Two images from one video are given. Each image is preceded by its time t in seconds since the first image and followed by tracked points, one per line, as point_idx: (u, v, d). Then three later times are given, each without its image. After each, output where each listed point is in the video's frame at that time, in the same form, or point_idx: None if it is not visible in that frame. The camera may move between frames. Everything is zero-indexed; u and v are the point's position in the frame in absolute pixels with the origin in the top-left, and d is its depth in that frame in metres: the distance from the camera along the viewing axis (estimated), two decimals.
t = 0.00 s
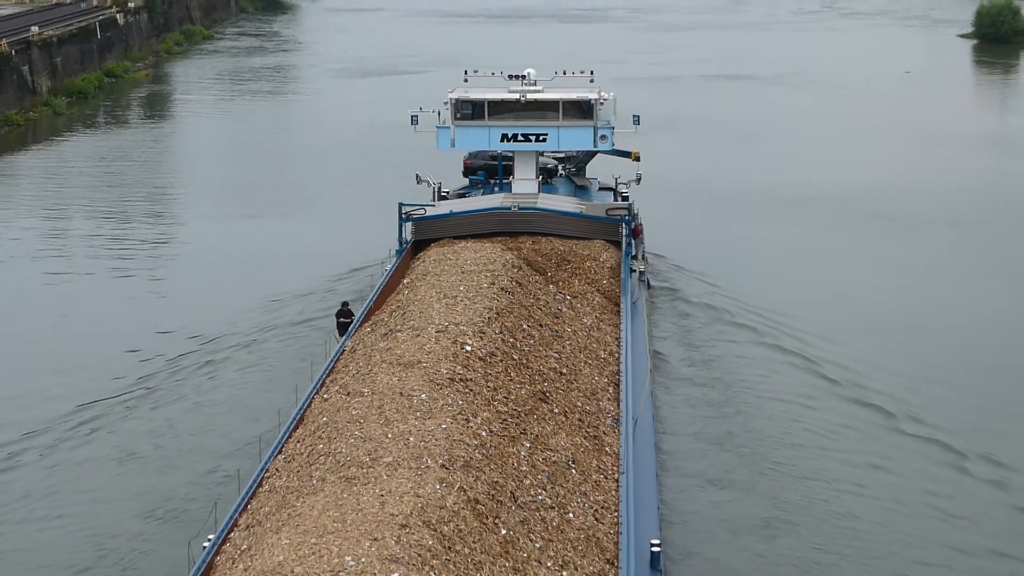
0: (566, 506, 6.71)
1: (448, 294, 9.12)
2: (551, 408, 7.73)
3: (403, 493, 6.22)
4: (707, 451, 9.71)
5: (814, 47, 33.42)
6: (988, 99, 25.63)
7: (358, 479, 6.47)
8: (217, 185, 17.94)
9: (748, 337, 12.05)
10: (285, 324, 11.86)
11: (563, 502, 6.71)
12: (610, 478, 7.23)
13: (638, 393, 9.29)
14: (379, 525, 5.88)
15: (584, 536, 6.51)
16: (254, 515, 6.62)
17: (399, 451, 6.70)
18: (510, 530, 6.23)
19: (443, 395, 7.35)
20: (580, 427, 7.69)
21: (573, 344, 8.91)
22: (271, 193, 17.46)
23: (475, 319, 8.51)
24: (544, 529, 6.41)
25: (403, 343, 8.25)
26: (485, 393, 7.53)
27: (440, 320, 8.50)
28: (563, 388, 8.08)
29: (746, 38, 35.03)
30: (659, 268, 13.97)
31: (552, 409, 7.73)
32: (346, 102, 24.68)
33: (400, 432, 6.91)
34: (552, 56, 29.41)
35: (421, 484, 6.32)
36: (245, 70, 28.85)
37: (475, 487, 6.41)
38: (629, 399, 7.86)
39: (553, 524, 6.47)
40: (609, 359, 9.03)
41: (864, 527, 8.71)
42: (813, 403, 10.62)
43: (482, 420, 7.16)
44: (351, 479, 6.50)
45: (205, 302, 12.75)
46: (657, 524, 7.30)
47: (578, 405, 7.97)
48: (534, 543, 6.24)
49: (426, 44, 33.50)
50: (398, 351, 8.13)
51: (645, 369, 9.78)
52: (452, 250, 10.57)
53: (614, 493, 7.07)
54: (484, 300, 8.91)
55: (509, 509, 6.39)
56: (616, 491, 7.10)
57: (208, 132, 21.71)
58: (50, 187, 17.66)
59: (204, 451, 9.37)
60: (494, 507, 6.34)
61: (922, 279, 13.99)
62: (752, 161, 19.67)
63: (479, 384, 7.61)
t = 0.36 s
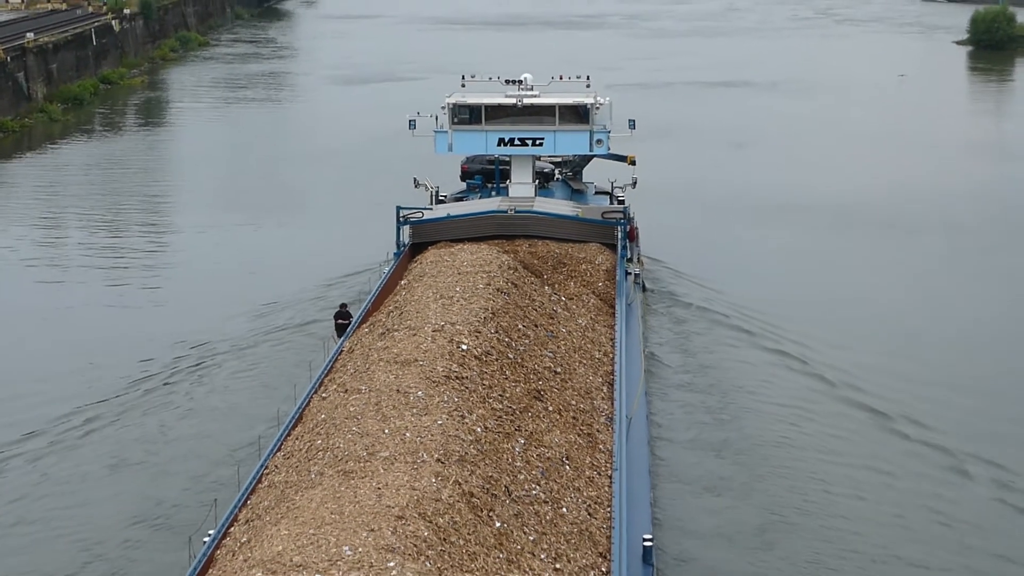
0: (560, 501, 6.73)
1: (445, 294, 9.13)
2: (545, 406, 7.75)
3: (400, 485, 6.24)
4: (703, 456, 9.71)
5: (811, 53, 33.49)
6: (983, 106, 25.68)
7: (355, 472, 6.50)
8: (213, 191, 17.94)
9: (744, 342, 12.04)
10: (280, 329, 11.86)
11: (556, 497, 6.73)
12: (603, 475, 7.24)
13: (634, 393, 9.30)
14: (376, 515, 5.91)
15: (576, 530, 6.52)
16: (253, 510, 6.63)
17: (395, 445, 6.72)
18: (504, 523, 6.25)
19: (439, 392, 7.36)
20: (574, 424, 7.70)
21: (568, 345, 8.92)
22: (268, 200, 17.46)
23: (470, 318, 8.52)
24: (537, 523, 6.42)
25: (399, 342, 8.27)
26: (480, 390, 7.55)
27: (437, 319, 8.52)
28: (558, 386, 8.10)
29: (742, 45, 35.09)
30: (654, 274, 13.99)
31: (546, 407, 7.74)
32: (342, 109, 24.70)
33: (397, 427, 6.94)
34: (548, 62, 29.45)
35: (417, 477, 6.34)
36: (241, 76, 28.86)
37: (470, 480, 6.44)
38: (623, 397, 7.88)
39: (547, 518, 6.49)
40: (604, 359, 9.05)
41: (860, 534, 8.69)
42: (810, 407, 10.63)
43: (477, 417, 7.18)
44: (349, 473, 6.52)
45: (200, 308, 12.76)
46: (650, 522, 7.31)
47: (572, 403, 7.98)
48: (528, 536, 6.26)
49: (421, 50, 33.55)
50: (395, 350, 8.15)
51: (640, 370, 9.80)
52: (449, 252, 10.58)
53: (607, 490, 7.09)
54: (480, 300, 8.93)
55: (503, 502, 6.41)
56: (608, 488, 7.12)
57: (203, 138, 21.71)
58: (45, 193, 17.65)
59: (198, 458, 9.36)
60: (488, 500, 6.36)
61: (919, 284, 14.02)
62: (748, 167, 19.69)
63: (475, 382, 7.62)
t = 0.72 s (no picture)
0: (559, 505, 6.98)
1: (447, 303, 9.26)
2: (545, 413, 7.95)
3: (402, 488, 6.47)
4: (705, 470, 9.71)
5: (810, 68, 33.54)
6: (983, 120, 25.73)
7: (359, 476, 6.72)
8: (213, 207, 17.97)
9: (745, 356, 12.03)
10: (280, 344, 11.86)
11: (556, 501, 6.98)
12: (602, 480, 7.48)
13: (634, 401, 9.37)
14: (380, 516, 6.15)
15: (576, 533, 6.79)
16: (259, 513, 6.83)
17: (398, 450, 6.94)
18: (504, 525, 6.51)
19: (441, 399, 7.55)
20: (573, 431, 7.92)
21: (568, 354, 9.07)
22: (268, 216, 17.47)
23: (472, 327, 8.68)
24: (537, 525, 6.69)
25: (402, 350, 8.43)
26: (481, 397, 7.74)
27: (438, 327, 8.68)
28: (558, 394, 8.29)
29: (742, 60, 35.15)
30: (655, 288, 13.99)
31: (546, 414, 7.94)
32: (343, 124, 24.73)
33: (399, 432, 7.15)
34: (549, 78, 29.50)
35: (419, 480, 6.56)
36: (241, 92, 28.90)
37: (471, 483, 6.67)
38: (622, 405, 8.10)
39: (546, 521, 6.76)
40: (603, 368, 9.19)
41: (863, 549, 8.68)
42: (812, 420, 10.64)
43: (478, 423, 7.37)
44: (352, 476, 6.75)
45: (200, 323, 12.77)
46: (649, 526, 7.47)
47: (572, 411, 8.17)
48: (528, 538, 6.52)
49: (421, 66, 33.59)
50: (398, 357, 8.31)
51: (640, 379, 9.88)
52: (451, 263, 10.65)
53: (606, 495, 7.34)
54: (481, 308, 9.08)
55: (504, 505, 6.67)
56: (608, 493, 7.37)
57: (204, 155, 21.74)
58: (45, 210, 17.67)
59: (199, 474, 9.34)
60: (488, 503, 6.61)
61: (919, 297, 14.04)
62: (749, 182, 19.72)
63: (476, 388, 7.82)
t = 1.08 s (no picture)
0: (558, 500, 7.01)
1: (448, 304, 9.31)
2: (544, 411, 7.98)
3: (402, 482, 6.56)
4: (704, 476, 9.69)
5: (810, 75, 33.57)
6: (983, 127, 25.73)
7: (360, 471, 6.82)
8: (213, 215, 17.97)
9: (745, 363, 12.01)
10: (279, 351, 11.85)
11: (554, 497, 7.02)
12: (600, 477, 7.51)
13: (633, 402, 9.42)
14: (380, 510, 6.25)
15: (574, 527, 6.81)
16: (263, 510, 6.95)
17: (399, 446, 7.02)
18: (502, 518, 6.57)
19: (441, 396, 7.63)
20: (573, 428, 7.95)
21: (568, 354, 9.11)
22: (268, 223, 17.47)
23: (472, 327, 8.74)
24: (536, 520, 6.73)
25: (403, 350, 8.51)
26: (481, 395, 7.80)
27: (439, 327, 8.74)
28: (557, 393, 8.32)
29: (742, 67, 35.18)
30: (655, 294, 13.97)
31: (545, 412, 7.98)
32: (343, 132, 24.74)
33: (400, 429, 7.23)
34: (549, 85, 29.52)
35: (419, 475, 6.65)
36: (241, 100, 28.91)
37: (470, 478, 6.75)
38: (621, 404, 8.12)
39: (545, 515, 6.80)
40: (603, 368, 9.23)
41: (864, 555, 8.65)
42: (812, 426, 10.62)
43: (477, 420, 7.45)
44: (354, 471, 6.84)
45: (199, 331, 12.75)
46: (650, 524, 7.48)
47: (571, 409, 8.20)
48: (527, 532, 6.57)
49: (421, 74, 33.60)
50: (399, 357, 8.39)
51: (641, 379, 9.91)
52: (452, 266, 10.71)
53: (604, 491, 7.36)
54: (481, 309, 9.12)
55: (502, 500, 6.73)
56: (606, 489, 7.39)
57: (203, 162, 21.74)
58: (46, 217, 17.68)
59: (197, 481, 9.32)
60: (487, 497, 6.68)
61: (920, 304, 14.04)
62: (749, 189, 19.72)
63: (476, 386, 7.89)
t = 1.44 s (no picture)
0: (555, 493, 7.19)
1: (448, 301, 9.45)
2: (542, 407, 8.14)
3: (403, 474, 6.73)
4: (705, 477, 9.70)
5: (809, 78, 33.60)
6: (982, 129, 25.74)
7: (362, 463, 6.99)
8: (213, 218, 17.99)
9: (745, 365, 12.02)
10: (280, 354, 11.86)
11: (552, 489, 7.20)
12: (598, 471, 7.68)
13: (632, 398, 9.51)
14: (381, 500, 6.42)
15: (571, 519, 7.00)
16: (266, 502, 7.12)
17: (399, 439, 7.19)
18: (501, 509, 6.76)
19: (441, 391, 7.79)
20: (571, 424, 8.11)
21: (567, 351, 9.23)
22: (269, 226, 17.50)
23: (472, 323, 8.89)
24: (534, 511, 6.90)
25: (404, 347, 8.66)
26: (480, 390, 7.97)
27: (440, 324, 8.88)
28: (556, 389, 8.47)
29: (741, 70, 35.22)
30: (654, 296, 13.99)
31: (543, 407, 8.14)
32: (342, 135, 24.78)
33: (401, 423, 7.40)
34: (548, 88, 29.54)
35: (419, 467, 6.82)
36: (240, 103, 28.94)
37: (470, 470, 6.93)
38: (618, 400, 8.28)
39: (543, 507, 6.97)
40: (601, 365, 9.35)
41: (865, 557, 8.66)
42: (812, 427, 10.64)
43: (477, 415, 7.61)
44: (356, 464, 7.02)
45: (198, 333, 12.77)
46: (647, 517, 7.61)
47: (569, 405, 8.36)
48: (525, 522, 6.75)
49: (421, 77, 33.63)
50: (400, 353, 8.55)
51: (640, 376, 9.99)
52: (453, 265, 10.78)
53: (601, 485, 7.55)
54: (481, 305, 9.25)
55: (501, 491, 6.90)
56: (603, 484, 7.57)
57: (202, 166, 21.77)
58: (46, 221, 17.70)
59: (198, 484, 9.32)
60: (486, 489, 6.85)
61: (919, 305, 14.07)
62: (748, 192, 19.75)
63: (475, 382, 8.05)
